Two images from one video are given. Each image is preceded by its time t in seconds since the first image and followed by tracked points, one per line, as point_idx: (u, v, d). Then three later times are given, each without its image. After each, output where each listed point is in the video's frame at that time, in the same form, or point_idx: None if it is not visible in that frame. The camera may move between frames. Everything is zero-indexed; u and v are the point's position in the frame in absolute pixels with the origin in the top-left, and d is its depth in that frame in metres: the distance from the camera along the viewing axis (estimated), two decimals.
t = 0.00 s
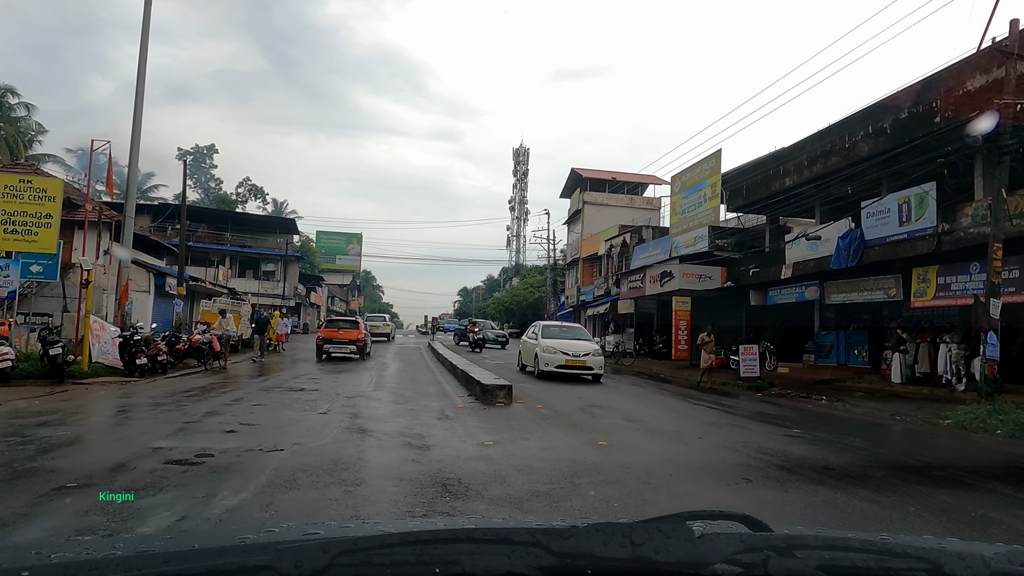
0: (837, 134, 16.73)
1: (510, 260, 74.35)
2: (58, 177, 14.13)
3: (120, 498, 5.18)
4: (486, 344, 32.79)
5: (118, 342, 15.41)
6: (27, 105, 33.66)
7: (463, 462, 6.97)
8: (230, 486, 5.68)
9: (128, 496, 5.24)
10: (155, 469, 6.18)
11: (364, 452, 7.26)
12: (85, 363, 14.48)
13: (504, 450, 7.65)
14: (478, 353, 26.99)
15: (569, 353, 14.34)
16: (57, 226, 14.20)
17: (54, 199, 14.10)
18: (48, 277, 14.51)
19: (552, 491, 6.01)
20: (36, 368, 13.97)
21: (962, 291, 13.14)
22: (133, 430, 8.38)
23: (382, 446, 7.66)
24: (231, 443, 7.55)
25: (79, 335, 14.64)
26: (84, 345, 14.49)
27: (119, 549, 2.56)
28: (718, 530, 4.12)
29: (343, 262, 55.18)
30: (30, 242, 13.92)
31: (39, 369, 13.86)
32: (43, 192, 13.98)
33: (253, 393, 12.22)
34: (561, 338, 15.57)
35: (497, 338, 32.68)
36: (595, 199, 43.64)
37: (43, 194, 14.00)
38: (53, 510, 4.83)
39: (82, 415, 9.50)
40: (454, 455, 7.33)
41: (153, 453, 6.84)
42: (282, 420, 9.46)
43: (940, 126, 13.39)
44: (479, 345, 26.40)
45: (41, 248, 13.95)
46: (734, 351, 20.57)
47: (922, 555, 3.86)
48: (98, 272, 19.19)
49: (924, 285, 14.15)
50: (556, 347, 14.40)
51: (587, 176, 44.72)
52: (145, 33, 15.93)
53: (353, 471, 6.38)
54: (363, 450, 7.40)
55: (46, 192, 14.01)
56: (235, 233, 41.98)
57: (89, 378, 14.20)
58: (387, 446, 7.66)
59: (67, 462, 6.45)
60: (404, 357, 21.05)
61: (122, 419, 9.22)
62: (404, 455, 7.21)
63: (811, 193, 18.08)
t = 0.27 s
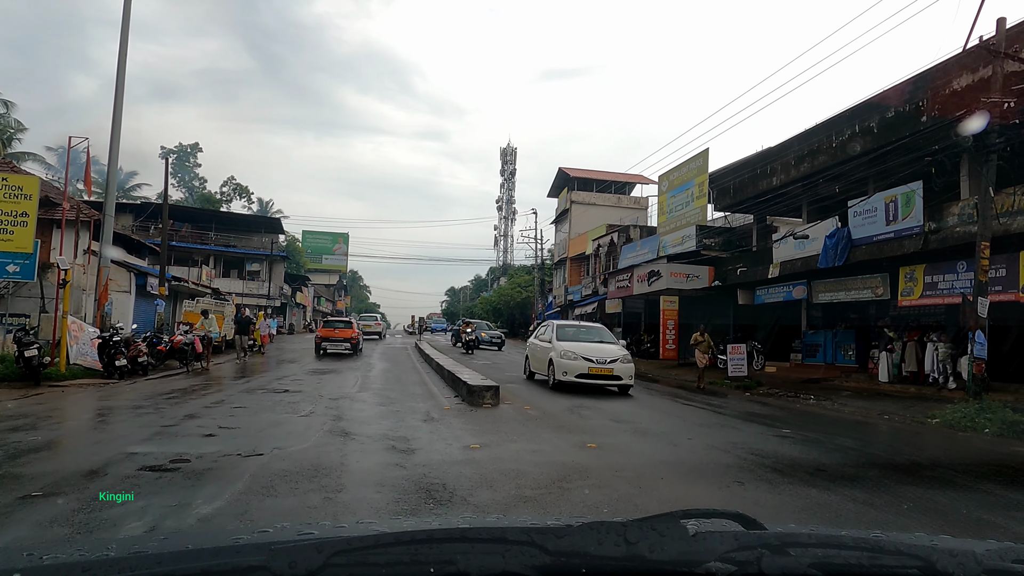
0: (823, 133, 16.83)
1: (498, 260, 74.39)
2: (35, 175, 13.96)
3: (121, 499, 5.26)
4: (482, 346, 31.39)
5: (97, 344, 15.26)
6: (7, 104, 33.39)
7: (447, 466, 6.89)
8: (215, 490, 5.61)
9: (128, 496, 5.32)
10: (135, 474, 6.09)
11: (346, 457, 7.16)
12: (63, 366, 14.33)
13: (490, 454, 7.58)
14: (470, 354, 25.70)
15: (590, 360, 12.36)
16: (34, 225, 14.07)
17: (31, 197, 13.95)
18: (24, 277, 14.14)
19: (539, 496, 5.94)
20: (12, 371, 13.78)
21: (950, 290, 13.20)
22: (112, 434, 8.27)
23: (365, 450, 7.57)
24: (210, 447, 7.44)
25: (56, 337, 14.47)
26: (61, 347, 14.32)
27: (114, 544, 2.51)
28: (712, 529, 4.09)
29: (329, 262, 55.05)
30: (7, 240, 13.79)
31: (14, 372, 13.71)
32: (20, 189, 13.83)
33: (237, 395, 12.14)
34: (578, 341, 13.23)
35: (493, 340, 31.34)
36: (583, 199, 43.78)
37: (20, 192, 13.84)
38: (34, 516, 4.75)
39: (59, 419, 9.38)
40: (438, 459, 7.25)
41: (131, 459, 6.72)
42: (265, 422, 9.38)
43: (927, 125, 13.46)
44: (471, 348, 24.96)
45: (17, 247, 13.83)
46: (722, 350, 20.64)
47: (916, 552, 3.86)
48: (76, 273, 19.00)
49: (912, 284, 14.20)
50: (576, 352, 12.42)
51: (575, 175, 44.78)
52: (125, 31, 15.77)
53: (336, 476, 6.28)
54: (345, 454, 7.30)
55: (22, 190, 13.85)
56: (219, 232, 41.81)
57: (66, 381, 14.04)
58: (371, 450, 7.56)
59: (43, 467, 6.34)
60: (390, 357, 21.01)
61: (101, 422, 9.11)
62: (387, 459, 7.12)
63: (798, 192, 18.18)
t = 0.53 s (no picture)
0: (815, 133, 16.94)
1: (490, 260, 74.39)
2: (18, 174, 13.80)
3: (120, 500, 5.35)
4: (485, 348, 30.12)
5: (82, 345, 15.11)
6: None
7: (436, 472, 6.81)
8: (203, 497, 5.53)
9: (127, 496, 5.46)
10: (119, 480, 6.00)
11: (333, 462, 7.08)
12: (46, 368, 14.22)
13: (480, 458, 7.51)
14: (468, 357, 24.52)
15: (640, 372, 10.06)
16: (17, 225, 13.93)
17: (14, 197, 13.84)
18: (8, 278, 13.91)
19: (530, 502, 5.88)
20: None
21: (942, 290, 13.24)
22: (95, 438, 8.16)
23: (352, 455, 7.49)
24: (194, 452, 7.34)
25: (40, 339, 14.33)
26: (45, 349, 14.21)
27: (111, 543, 2.46)
28: (710, 529, 4.04)
29: (320, 263, 54.98)
30: None
31: None
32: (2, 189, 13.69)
33: (226, 398, 12.08)
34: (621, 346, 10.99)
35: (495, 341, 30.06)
36: (574, 199, 43.84)
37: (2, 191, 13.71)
38: (16, 525, 4.67)
39: (42, 422, 9.28)
40: (427, 464, 7.17)
41: (113, 465, 6.63)
42: (253, 426, 9.30)
43: (919, 125, 13.55)
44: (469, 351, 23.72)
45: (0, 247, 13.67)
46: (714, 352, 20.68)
47: (914, 551, 3.83)
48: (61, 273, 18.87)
49: (904, 284, 14.21)
50: (621, 361, 10.17)
51: (567, 176, 44.79)
52: (112, 29, 15.63)
53: (322, 482, 6.20)
54: (331, 460, 7.21)
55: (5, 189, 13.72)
56: (208, 232, 41.72)
57: (50, 383, 13.93)
58: (358, 455, 7.49)
59: (26, 473, 6.25)
60: (381, 359, 20.98)
61: (84, 426, 9.01)
62: (375, 464, 7.04)
63: (790, 192, 18.31)
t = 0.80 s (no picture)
0: (809, 133, 16.96)
1: (483, 261, 74.37)
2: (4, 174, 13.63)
3: (119, 499, 5.54)
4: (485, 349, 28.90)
5: (68, 346, 15.01)
6: None
7: (427, 476, 6.74)
8: (194, 503, 5.46)
9: (128, 496, 5.60)
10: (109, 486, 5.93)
11: (320, 467, 6.99)
12: (31, 370, 14.12)
13: (471, 462, 7.43)
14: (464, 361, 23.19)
15: (743, 393, 7.41)
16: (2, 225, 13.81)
17: None
18: None
19: (523, 507, 5.81)
20: None
21: (936, 290, 13.25)
22: (79, 443, 8.07)
23: (341, 459, 7.41)
24: (182, 457, 7.26)
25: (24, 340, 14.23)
26: (29, 350, 14.10)
27: (110, 543, 2.42)
28: (710, 530, 3.99)
29: (312, 264, 54.88)
30: None
31: None
32: None
33: (217, 400, 12.01)
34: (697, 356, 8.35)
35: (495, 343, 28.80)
36: (567, 200, 43.85)
37: None
38: None
39: (28, 426, 9.20)
40: (416, 468, 7.09)
41: (98, 470, 6.54)
42: (243, 429, 9.22)
43: (913, 125, 13.60)
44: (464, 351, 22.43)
45: None
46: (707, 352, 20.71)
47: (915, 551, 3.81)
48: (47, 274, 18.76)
49: (898, 285, 14.20)
50: (714, 379, 7.49)
51: (560, 176, 44.83)
52: (99, 26, 15.50)
53: (306, 489, 6.10)
54: (319, 464, 7.12)
55: None
56: (199, 233, 41.64)
57: (35, 385, 13.83)
58: (347, 459, 7.40)
59: (13, 478, 6.18)
60: (372, 360, 20.92)
61: (69, 429, 8.91)
62: (364, 469, 6.96)
63: (783, 192, 18.35)
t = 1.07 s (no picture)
0: (802, 133, 16.98)
1: (476, 261, 74.35)
2: None
3: (119, 500, 5.66)
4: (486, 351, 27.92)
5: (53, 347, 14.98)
6: None
7: (415, 481, 6.66)
8: (188, 507, 5.42)
9: (128, 496, 5.72)
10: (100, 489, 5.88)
11: (305, 472, 6.90)
12: (15, 370, 14.00)
13: (459, 467, 7.34)
14: (462, 362, 22.10)
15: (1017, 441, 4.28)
16: None
17: None
18: None
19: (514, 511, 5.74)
20: None
21: (930, 291, 13.29)
22: (63, 446, 7.98)
23: (328, 464, 7.32)
24: (173, 461, 7.19)
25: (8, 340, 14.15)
26: (13, 351, 14.00)
27: (111, 543, 2.38)
28: (710, 529, 3.93)
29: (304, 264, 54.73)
30: None
31: None
32: None
33: (206, 402, 11.94)
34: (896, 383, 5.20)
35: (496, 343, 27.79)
36: (560, 200, 43.85)
37: None
38: None
39: (14, 428, 9.12)
40: (405, 473, 7.02)
41: (86, 474, 6.47)
42: (233, 431, 9.16)
43: (906, 125, 13.64)
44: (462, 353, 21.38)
45: None
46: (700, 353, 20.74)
47: (914, 550, 3.76)
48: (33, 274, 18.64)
49: (892, 285, 14.27)
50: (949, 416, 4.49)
51: (553, 176, 44.83)
52: (86, 23, 15.37)
53: (289, 493, 6.01)
54: (305, 469, 7.03)
55: None
56: (189, 232, 41.50)
57: (21, 386, 13.73)
58: (334, 464, 7.32)
59: None
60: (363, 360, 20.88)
61: (57, 431, 8.84)
62: (351, 474, 6.90)
63: (776, 193, 18.39)
